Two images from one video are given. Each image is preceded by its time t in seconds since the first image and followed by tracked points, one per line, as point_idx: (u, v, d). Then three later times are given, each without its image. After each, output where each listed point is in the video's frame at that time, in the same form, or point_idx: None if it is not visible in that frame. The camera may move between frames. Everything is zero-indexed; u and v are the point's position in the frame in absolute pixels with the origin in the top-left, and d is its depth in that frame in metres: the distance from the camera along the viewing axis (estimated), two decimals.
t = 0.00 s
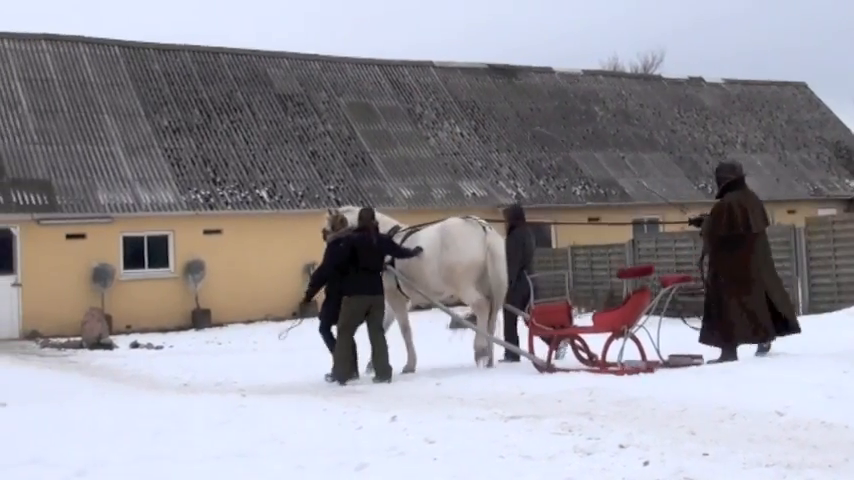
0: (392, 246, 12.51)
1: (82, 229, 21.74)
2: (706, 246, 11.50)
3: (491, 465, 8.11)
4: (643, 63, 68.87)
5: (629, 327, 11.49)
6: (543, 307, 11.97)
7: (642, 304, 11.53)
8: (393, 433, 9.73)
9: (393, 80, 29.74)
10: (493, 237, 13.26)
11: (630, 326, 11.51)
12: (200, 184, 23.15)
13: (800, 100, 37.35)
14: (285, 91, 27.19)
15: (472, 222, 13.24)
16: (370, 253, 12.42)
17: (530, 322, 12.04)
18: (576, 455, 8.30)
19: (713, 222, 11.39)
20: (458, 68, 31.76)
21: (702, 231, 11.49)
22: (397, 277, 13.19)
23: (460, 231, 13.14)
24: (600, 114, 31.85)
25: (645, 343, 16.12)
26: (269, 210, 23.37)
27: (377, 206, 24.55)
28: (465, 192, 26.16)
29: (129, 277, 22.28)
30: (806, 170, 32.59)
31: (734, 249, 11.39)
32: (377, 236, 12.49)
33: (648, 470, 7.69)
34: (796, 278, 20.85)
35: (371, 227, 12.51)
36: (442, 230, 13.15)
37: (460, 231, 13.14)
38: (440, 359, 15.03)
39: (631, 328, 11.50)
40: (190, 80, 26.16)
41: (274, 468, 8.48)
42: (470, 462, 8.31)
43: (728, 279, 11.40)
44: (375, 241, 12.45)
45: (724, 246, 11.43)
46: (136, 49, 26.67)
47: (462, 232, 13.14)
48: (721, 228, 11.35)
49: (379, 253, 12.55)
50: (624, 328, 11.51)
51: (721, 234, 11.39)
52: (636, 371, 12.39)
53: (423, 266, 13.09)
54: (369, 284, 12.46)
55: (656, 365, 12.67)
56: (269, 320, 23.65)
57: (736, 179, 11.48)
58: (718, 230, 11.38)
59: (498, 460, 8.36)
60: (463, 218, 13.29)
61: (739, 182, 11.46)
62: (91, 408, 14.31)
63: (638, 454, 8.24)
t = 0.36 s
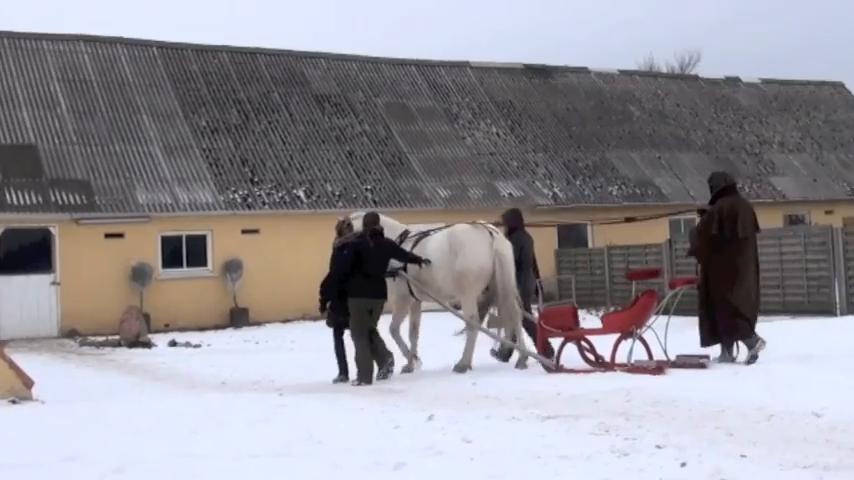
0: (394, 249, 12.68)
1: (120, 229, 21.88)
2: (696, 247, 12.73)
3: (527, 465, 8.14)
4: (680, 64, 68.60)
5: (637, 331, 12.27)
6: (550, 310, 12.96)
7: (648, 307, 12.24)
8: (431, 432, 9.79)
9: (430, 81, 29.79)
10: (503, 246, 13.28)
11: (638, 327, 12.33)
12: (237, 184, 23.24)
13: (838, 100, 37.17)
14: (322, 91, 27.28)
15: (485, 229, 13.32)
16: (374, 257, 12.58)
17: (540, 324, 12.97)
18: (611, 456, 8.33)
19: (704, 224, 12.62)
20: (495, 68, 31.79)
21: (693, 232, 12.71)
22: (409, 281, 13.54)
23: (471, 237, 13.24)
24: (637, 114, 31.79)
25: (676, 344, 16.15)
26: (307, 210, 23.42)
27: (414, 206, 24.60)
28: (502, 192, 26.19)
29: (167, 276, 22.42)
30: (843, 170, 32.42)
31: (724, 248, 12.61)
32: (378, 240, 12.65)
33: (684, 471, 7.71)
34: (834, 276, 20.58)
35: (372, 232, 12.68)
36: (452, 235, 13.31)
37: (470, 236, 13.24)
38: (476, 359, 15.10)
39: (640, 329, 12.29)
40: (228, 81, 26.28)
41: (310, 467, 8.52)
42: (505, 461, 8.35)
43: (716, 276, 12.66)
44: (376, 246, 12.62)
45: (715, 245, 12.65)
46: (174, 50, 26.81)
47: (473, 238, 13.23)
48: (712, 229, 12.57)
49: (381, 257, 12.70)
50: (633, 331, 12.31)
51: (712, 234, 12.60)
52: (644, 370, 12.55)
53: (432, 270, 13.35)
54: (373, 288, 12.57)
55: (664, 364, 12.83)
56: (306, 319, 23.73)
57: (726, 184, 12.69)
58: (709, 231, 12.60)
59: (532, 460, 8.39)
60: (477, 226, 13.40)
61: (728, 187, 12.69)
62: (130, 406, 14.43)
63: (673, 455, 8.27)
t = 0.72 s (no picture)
0: (412, 249, 12.79)
1: (161, 229, 22.02)
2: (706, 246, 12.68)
3: (564, 465, 8.18)
4: (720, 65, 68.35)
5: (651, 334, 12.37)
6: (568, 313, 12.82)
7: (661, 309, 12.36)
8: (470, 432, 9.83)
9: (468, 81, 29.83)
10: (515, 244, 13.46)
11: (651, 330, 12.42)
12: (278, 185, 23.34)
13: None
14: (361, 92, 27.36)
15: (496, 228, 13.45)
16: (391, 259, 12.72)
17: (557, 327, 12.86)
18: (649, 457, 8.35)
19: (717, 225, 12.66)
20: (533, 69, 31.79)
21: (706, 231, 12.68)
22: (422, 279, 13.53)
23: (485, 237, 13.36)
24: (676, 114, 31.71)
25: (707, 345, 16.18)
26: (346, 210, 23.45)
27: (452, 206, 24.65)
28: (540, 193, 26.21)
29: (208, 276, 22.54)
30: None
31: (733, 248, 12.71)
32: (396, 242, 12.76)
33: (723, 472, 7.74)
34: None
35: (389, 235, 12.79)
36: (465, 235, 13.38)
37: (484, 236, 13.36)
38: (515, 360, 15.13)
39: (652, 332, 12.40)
40: (268, 82, 26.39)
41: (349, 467, 8.57)
42: (543, 462, 8.38)
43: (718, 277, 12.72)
44: (392, 247, 12.71)
45: (725, 245, 12.71)
46: (214, 52, 26.96)
47: (486, 237, 13.35)
48: (726, 229, 12.65)
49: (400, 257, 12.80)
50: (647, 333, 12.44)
51: (723, 234, 12.70)
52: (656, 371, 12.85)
53: (445, 269, 13.35)
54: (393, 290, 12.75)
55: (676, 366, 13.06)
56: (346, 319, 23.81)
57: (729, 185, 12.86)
58: (721, 232, 12.68)
59: (570, 460, 8.43)
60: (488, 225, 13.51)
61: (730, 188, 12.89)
62: (172, 405, 14.54)
63: (711, 457, 8.30)
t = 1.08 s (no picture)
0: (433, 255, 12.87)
1: (201, 229, 22.14)
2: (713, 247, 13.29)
3: (603, 466, 8.22)
4: (760, 64, 68.08)
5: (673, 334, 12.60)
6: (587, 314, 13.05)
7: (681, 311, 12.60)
8: (509, 432, 9.89)
9: (506, 82, 29.86)
10: (528, 245, 13.56)
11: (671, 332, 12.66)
12: (316, 186, 23.42)
13: None
14: (400, 93, 27.43)
15: (509, 230, 13.58)
16: (415, 266, 12.75)
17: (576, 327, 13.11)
18: (687, 458, 8.38)
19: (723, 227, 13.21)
20: (570, 69, 31.80)
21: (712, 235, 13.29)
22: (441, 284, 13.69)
23: (498, 239, 13.49)
24: (715, 114, 31.64)
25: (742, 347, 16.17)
26: (385, 211, 23.45)
27: (491, 207, 24.68)
28: (578, 193, 26.22)
29: (247, 276, 22.64)
30: None
31: (741, 250, 13.23)
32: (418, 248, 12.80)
33: (762, 473, 7.76)
34: None
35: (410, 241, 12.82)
36: (479, 238, 13.53)
37: (496, 238, 13.49)
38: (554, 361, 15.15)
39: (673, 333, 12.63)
40: (307, 84, 26.51)
41: (389, 466, 8.64)
42: (581, 462, 8.43)
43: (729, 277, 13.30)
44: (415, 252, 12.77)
45: (732, 246, 13.24)
46: (253, 53, 27.10)
47: (499, 239, 13.48)
48: (731, 232, 13.18)
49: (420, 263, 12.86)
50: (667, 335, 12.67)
51: (730, 235, 13.21)
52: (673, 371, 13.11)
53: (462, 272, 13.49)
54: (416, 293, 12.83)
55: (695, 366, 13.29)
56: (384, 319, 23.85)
57: (741, 188, 13.36)
58: (727, 234, 13.21)
59: (608, 461, 8.47)
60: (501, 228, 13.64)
61: (742, 190, 13.37)
62: (213, 404, 14.63)
63: (749, 457, 8.32)
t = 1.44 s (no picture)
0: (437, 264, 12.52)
1: (221, 236, 21.56)
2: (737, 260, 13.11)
3: None
4: (804, 63, 67.11)
5: (690, 345, 12.24)
6: (601, 326, 12.64)
7: (700, 321, 12.23)
8: (542, 447, 9.25)
9: (537, 82, 29.19)
10: (532, 258, 13.27)
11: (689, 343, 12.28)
12: (341, 191, 22.81)
13: None
14: (428, 95, 26.78)
15: (515, 242, 13.32)
16: (421, 273, 12.38)
17: (590, 339, 12.66)
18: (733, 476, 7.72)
19: (747, 238, 13.09)
20: (603, 69, 31.08)
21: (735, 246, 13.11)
22: (449, 294, 13.51)
23: (501, 249, 13.25)
24: (755, 115, 30.88)
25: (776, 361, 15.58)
26: (412, 216, 22.81)
27: (522, 212, 24.04)
28: (612, 197, 25.56)
29: (269, 285, 22.04)
30: None
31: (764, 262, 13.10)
32: (423, 256, 12.44)
33: None
34: None
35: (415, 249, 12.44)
36: (483, 248, 13.30)
37: (499, 249, 13.25)
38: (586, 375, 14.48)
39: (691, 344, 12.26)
40: (330, 85, 25.91)
41: None
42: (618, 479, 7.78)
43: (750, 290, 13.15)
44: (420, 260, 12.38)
45: (756, 257, 13.11)
46: (275, 54, 26.53)
47: (502, 251, 13.24)
48: (755, 242, 13.05)
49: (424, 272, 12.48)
50: (685, 345, 12.28)
51: (752, 247, 13.08)
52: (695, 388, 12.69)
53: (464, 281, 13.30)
54: (421, 303, 12.36)
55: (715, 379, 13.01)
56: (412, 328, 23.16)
57: (764, 200, 13.31)
58: (750, 245, 13.07)
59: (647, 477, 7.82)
60: (508, 239, 13.39)
61: (765, 203, 13.31)
62: (232, 418, 14.02)
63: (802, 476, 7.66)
